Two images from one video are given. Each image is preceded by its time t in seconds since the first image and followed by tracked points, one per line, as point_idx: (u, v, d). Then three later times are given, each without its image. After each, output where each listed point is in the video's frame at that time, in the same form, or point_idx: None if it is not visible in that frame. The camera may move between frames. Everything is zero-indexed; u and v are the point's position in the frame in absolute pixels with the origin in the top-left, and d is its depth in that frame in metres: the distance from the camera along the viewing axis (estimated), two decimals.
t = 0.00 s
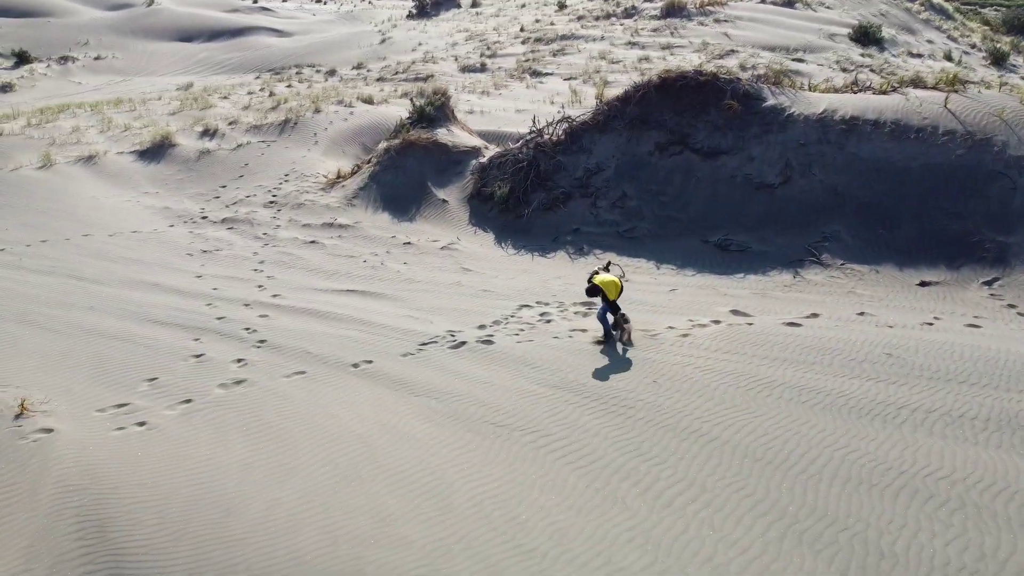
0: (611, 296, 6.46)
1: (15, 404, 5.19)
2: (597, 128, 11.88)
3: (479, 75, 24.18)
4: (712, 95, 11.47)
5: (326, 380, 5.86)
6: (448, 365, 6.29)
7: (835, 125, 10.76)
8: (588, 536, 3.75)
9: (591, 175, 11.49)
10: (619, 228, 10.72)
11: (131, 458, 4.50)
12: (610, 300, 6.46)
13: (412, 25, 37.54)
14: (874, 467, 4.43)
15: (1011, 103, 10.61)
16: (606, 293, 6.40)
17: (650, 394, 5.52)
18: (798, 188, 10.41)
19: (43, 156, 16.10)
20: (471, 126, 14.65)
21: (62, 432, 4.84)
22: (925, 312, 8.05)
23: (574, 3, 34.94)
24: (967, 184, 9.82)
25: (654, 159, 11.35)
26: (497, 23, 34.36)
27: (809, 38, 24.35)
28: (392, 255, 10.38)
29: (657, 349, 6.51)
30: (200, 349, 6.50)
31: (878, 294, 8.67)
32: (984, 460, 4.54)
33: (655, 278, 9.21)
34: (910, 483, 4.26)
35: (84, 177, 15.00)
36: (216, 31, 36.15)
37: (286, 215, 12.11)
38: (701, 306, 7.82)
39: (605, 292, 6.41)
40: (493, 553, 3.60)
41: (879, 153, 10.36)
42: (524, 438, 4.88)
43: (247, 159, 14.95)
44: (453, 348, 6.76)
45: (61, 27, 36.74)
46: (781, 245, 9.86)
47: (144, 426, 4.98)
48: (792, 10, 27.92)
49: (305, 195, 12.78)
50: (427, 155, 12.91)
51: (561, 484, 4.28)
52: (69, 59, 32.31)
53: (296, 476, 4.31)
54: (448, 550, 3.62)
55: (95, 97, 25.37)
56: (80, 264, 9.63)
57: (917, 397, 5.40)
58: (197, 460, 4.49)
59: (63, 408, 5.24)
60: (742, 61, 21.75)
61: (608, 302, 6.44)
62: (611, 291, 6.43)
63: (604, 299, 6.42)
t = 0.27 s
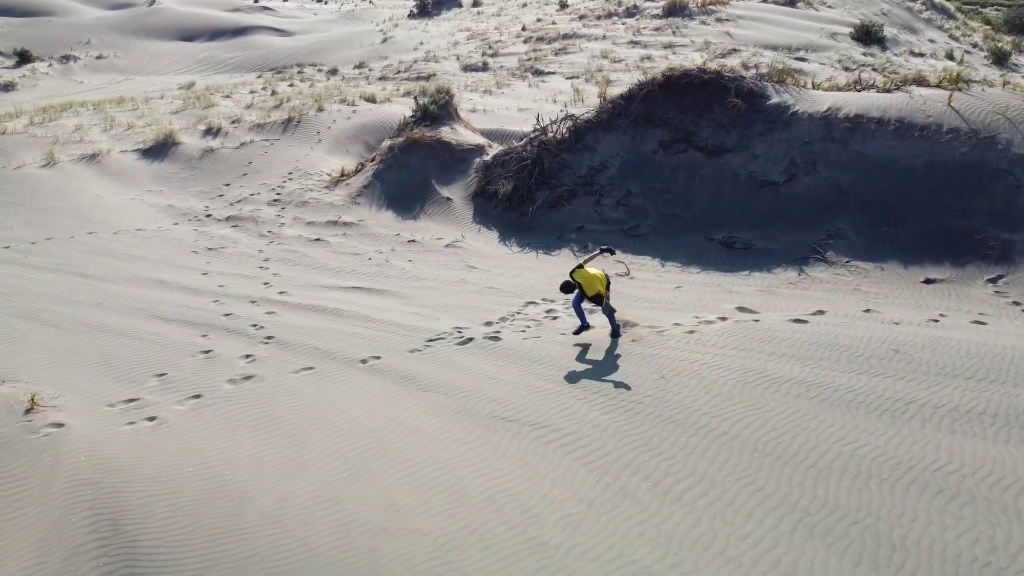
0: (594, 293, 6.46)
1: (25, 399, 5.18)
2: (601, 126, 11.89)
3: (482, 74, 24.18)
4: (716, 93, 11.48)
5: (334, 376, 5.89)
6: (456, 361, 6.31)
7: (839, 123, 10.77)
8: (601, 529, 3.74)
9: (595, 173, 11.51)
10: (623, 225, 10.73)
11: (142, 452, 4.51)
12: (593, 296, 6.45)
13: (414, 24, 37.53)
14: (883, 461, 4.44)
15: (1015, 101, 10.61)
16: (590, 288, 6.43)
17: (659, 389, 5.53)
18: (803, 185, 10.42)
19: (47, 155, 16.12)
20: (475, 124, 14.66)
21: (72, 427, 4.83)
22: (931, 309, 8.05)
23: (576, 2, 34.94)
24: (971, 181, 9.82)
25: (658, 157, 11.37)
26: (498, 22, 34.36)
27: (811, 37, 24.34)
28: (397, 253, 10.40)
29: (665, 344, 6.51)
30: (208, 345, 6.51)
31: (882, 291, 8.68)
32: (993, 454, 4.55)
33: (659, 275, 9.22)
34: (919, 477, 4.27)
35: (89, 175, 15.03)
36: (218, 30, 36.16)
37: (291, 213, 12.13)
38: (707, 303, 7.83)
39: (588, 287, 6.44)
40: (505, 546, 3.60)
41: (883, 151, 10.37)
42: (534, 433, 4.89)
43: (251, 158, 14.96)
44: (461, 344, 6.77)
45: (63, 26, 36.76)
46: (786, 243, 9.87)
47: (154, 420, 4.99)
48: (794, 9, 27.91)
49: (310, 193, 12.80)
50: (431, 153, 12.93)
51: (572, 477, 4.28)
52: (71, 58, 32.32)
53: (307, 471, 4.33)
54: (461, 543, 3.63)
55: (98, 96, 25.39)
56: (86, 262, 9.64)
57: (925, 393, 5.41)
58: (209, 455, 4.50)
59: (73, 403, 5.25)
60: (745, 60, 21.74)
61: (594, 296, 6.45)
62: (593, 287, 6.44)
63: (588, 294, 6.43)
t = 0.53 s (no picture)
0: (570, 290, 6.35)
1: (33, 394, 5.18)
2: (605, 124, 11.90)
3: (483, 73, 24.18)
4: (719, 91, 11.50)
5: (342, 374, 5.91)
6: (464, 358, 6.32)
7: (843, 121, 10.78)
8: (612, 522, 3.74)
9: (599, 171, 11.52)
10: (627, 223, 10.74)
11: (152, 447, 4.52)
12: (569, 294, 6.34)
13: (415, 23, 37.53)
14: (892, 456, 4.44)
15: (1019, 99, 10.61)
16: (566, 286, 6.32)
17: (666, 385, 5.54)
18: (807, 183, 10.43)
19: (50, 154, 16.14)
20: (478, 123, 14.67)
21: (82, 422, 4.83)
22: (936, 306, 8.06)
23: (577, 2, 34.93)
24: (975, 179, 9.82)
25: (662, 155, 11.38)
26: (499, 21, 34.36)
27: (812, 36, 24.34)
28: (401, 251, 10.42)
29: (671, 340, 6.52)
30: (215, 342, 6.52)
31: (887, 288, 8.69)
32: (1002, 449, 4.54)
33: (664, 273, 9.23)
34: (928, 472, 4.27)
35: (92, 174, 15.04)
36: (219, 30, 36.17)
37: (295, 211, 12.14)
38: (712, 300, 7.84)
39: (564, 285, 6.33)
40: (516, 539, 3.59)
41: (887, 149, 10.38)
42: (543, 428, 4.90)
43: (254, 156, 14.97)
44: (467, 341, 6.79)
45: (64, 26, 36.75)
46: (790, 240, 9.88)
47: (164, 416, 4.99)
48: (795, 9, 27.91)
49: (314, 192, 12.81)
50: (434, 152, 12.94)
51: (581, 471, 4.28)
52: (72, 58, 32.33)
53: (317, 465, 4.33)
54: (473, 535, 3.62)
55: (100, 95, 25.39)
56: (91, 260, 9.65)
57: (932, 389, 5.41)
58: (218, 450, 4.51)
59: (82, 398, 5.25)
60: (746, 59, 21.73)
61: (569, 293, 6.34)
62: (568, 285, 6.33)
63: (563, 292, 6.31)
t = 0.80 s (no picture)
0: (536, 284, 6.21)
1: (42, 390, 5.18)
2: (608, 123, 11.91)
3: (485, 73, 24.20)
4: (723, 90, 11.51)
5: (349, 371, 5.92)
6: (470, 355, 6.33)
7: (847, 119, 10.79)
8: (623, 516, 3.74)
9: (603, 169, 11.52)
10: (631, 221, 10.74)
11: (160, 443, 4.52)
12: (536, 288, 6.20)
13: (416, 23, 37.53)
14: (901, 452, 4.45)
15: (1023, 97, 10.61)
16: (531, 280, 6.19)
17: (674, 381, 5.54)
18: (811, 181, 10.44)
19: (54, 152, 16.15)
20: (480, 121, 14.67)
21: (90, 417, 4.82)
22: (941, 304, 8.06)
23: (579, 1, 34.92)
24: (979, 177, 9.82)
25: (665, 153, 11.39)
26: (501, 21, 34.37)
27: (814, 35, 24.33)
28: (405, 250, 10.43)
29: (678, 337, 6.52)
30: (222, 339, 6.53)
31: (891, 286, 8.69)
32: (1010, 445, 4.54)
33: (668, 270, 9.23)
34: (937, 467, 4.28)
35: (95, 173, 15.05)
36: (220, 30, 36.16)
37: (298, 210, 12.15)
38: (716, 297, 7.85)
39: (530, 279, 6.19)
40: (526, 533, 3.59)
41: (891, 147, 10.39)
42: (551, 423, 4.90)
43: (257, 155, 14.97)
44: (473, 338, 6.80)
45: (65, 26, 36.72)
46: (794, 238, 9.89)
47: (172, 411, 5.00)
48: (797, 8, 27.90)
49: (317, 190, 12.82)
50: (437, 150, 12.95)
51: (591, 466, 4.28)
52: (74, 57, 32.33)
53: (326, 461, 4.34)
54: (483, 530, 3.62)
55: (101, 94, 25.38)
56: (96, 257, 9.66)
57: (940, 385, 5.41)
58: (227, 446, 4.51)
59: (90, 394, 5.26)
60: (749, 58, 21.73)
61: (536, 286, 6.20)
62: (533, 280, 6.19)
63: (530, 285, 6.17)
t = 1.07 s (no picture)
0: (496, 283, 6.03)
1: (50, 386, 5.18)
2: (612, 121, 11.90)
3: (487, 72, 24.20)
4: (727, 88, 11.50)
5: (355, 367, 5.92)
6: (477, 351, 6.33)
7: (851, 117, 10.78)
8: (633, 512, 3.74)
9: (606, 167, 11.52)
10: (635, 219, 10.74)
11: (169, 438, 4.51)
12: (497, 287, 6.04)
13: (417, 22, 37.51)
14: (910, 447, 4.44)
15: None
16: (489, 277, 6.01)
17: (681, 377, 5.53)
18: (815, 179, 10.43)
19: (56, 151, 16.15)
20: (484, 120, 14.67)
21: (98, 413, 4.82)
22: (946, 301, 8.05)
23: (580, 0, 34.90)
24: (984, 175, 9.81)
25: (669, 151, 11.38)
26: (502, 20, 34.36)
27: (816, 34, 24.32)
28: (409, 248, 10.42)
29: (684, 333, 6.52)
30: (228, 337, 6.53)
31: (895, 284, 8.68)
32: (1020, 441, 4.53)
33: (672, 268, 9.22)
34: (946, 462, 4.27)
35: (98, 171, 15.05)
36: (221, 29, 36.14)
37: (302, 208, 12.15)
38: (721, 295, 7.84)
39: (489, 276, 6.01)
40: (537, 528, 3.59)
41: (895, 145, 10.38)
42: (559, 420, 4.90)
43: (260, 153, 14.98)
44: (479, 335, 6.80)
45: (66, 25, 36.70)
46: (798, 236, 9.88)
47: (180, 407, 4.99)
48: (798, 7, 27.88)
49: (320, 189, 12.82)
50: (440, 148, 12.95)
51: (600, 461, 4.28)
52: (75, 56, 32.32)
53: (336, 457, 4.34)
54: (494, 524, 3.62)
55: (102, 93, 25.36)
56: (100, 255, 9.65)
57: (947, 382, 5.41)
58: (236, 441, 4.51)
59: (98, 389, 5.26)
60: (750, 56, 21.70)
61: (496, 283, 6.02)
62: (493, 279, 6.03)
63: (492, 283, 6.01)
